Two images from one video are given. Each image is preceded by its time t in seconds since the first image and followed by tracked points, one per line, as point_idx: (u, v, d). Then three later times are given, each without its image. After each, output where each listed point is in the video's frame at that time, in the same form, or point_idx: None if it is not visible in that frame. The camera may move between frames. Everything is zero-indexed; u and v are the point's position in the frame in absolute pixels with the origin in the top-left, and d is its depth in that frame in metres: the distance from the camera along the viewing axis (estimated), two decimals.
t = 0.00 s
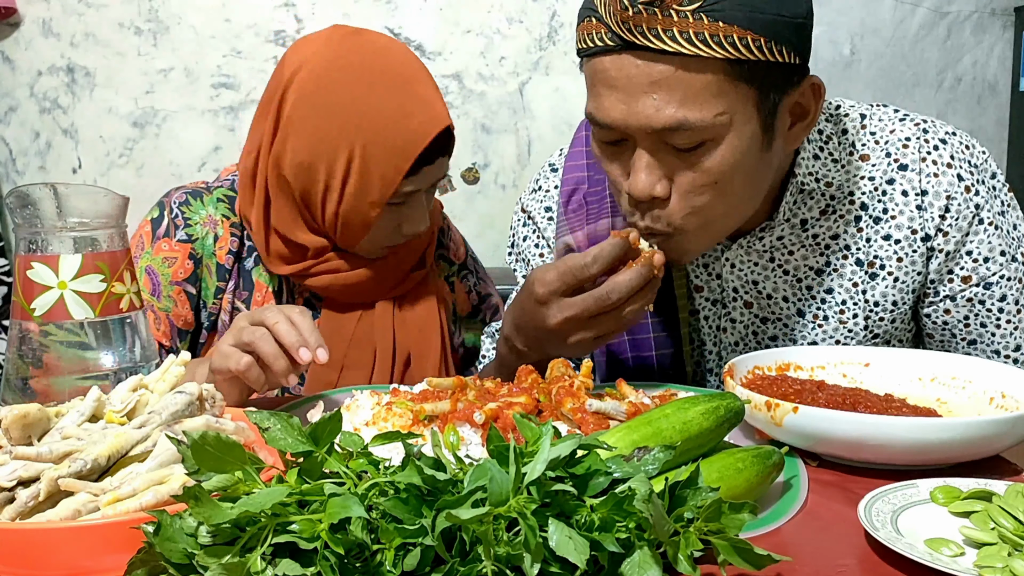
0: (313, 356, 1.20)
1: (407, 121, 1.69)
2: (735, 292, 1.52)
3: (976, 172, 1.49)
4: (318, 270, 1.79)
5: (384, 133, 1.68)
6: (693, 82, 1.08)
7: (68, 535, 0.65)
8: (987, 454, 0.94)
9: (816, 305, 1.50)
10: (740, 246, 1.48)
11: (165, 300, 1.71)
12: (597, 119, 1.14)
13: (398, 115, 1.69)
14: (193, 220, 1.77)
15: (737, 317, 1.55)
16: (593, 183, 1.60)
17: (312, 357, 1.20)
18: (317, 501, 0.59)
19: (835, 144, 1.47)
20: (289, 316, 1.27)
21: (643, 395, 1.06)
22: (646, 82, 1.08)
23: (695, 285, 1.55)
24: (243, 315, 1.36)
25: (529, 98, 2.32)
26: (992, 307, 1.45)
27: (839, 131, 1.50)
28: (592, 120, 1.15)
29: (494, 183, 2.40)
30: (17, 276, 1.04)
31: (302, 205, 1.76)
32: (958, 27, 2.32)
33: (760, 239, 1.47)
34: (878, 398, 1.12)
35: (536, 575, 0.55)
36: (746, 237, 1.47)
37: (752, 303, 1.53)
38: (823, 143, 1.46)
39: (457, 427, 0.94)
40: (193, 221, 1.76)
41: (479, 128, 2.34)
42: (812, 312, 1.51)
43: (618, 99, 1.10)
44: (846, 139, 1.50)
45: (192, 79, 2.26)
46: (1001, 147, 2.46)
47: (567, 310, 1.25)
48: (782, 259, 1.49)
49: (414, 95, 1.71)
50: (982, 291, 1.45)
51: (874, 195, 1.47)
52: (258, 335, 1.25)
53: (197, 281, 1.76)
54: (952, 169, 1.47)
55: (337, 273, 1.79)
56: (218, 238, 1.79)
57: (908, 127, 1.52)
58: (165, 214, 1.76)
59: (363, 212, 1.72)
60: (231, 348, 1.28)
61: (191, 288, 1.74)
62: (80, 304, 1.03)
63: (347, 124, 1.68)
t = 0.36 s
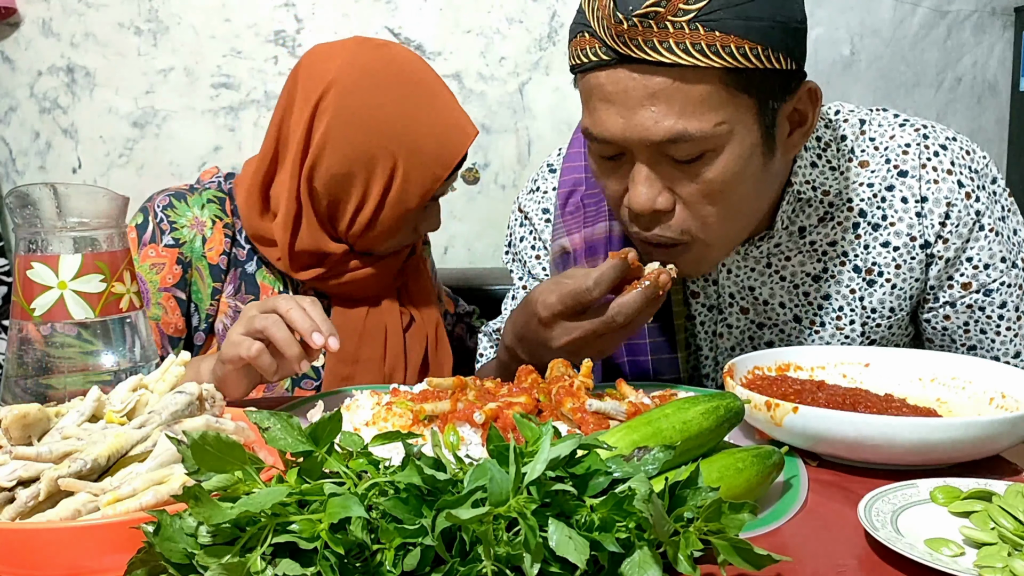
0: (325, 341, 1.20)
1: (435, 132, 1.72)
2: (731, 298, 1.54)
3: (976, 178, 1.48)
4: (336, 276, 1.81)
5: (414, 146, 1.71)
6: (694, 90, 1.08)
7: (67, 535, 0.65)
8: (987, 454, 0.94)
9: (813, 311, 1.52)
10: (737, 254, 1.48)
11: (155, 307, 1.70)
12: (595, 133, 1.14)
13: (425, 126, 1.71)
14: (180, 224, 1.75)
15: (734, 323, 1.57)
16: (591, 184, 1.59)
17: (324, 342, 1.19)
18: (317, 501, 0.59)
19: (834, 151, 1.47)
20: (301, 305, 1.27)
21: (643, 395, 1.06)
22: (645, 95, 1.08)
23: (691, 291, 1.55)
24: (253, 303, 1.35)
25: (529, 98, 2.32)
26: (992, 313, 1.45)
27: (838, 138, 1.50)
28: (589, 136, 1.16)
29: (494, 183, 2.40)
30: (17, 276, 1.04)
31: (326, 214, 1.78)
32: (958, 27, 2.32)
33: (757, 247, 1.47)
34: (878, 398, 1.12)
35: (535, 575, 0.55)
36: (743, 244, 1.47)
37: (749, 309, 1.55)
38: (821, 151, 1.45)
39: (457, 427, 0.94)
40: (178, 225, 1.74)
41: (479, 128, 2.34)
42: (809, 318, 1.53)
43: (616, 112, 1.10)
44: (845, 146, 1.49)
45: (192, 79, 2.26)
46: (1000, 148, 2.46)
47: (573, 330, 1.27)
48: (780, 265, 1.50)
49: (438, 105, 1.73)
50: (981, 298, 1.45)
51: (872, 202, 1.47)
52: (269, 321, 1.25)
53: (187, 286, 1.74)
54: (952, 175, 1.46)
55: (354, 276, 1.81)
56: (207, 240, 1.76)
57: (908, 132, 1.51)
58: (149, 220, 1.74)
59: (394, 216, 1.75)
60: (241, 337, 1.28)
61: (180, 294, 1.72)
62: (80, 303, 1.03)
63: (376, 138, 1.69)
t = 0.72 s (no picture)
0: (313, 341, 1.19)
1: (416, 121, 1.72)
2: (737, 285, 1.54)
3: (982, 174, 1.49)
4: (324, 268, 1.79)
5: (395, 135, 1.70)
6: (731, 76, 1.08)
7: (67, 535, 0.65)
8: (987, 454, 0.94)
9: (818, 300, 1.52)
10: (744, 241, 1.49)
11: (151, 308, 1.69)
12: (627, 121, 1.14)
13: (405, 117, 1.71)
14: (172, 227, 1.75)
15: (739, 310, 1.57)
16: (599, 170, 1.61)
17: (311, 342, 1.19)
18: (317, 501, 0.59)
19: (843, 142, 1.48)
20: (288, 306, 1.26)
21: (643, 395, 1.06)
22: (680, 83, 1.08)
23: (698, 275, 1.58)
24: (243, 303, 1.35)
25: (529, 98, 2.33)
26: (995, 309, 1.45)
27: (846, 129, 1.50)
28: (620, 123, 1.16)
29: (494, 183, 2.40)
30: (16, 275, 1.04)
31: (312, 207, 1.77)
32: (958, 27, 2.32)
33: (764, 234, 1.47)
34: (878, 398, 1.12)
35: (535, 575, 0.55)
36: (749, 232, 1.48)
37: (755, 297, 1.55)
38: (832, 141, 1.46)
39: (457, 427, 0.94)
40: (172, 228, 1.74)
41: (479, 128, 2.34)
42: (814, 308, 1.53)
43: (651, 100, 1.11)
44: (854, 137, 1.50)
45: (192, 79, 2.26)
46: (1000, 148, 2.46)
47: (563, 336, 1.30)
48: (786, 254, 1.50)
49: (418, 95, 1.73)
50: (984, 293, 1.45)
51: (880, 192, 1.48)
52: (257, 323, 1.24)
53: (181, 288, 1.74)
54: (959, 169, 1.47)
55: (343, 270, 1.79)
56: (199, 242, 1.76)
57: (916, 126, 1.52)
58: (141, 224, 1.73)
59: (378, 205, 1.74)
60: (230, 339, 1.28)
61: (175, 296, 1.72)
62: (80, 303, 1.03)
63: (356, 127, 1.68)
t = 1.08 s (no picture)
0: (315, 337, 1.19)
1: (407, 118, 1.72)
2: (759, 250, 1.62)
3: (1001, 163, 1.55)
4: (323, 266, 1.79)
5: (386, 129, 1.70)
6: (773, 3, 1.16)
7: (68, 535, 0.65)
8: (987, 454, 0.94)
9: (836, 270, 1.58)
10: (768, 206, 1.57)
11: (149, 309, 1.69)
12: (672, 43, 1.22)
13: (395, 112, 1.71)
14: (169, 228, 1.75)
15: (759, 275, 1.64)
16: (630, 137, 1.73)
17: (314, 338, 1.19)
18: (317, 501, 0.59)
19: (871, 118, 1.57)
20: (289, 301, 1.26)
21: (643, 395, 1.06)
22: (725, 3, 1.15)
23: (721, 239, 1.67)
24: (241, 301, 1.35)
25: (529, 98, 2.33)
26: (1005, 293, 1.52)
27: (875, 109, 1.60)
28: (665, 46, 1.24)
29: (494, 183, 2.40)
30: (16, 275, 1.04)
31: (303, 205, 1.76)
32: (959, 27, 2.32)
33: (788, 199, 1.56)
34: (878, 398, 1.12)
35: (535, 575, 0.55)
36: (775, 197, 1.56)
37: (775, 263, 1.62)
38: (860, 116, 1.56)
39: (457, 427, 0.94)
40: (169, 229, 1.74)
41: (479, 128, 2.34)
42: (831, 277, 1.59)
43: (697, 20, 1.18)
44: (881, 118, 1.59)
45: (192, 79, 2.26)
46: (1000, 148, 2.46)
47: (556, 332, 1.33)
48: (808, 222, 1.58)
49: (407, 91, 1.73)
50: (996, 276, 1.52)
51: (902, 170, 1.55)
52: (258, 320, 1.24)
53: (179, 289, 1.74)
54: (979, 155, 1.54)
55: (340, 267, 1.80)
56: (196, 243, 1.77)
57: (940, 113, 1.59)
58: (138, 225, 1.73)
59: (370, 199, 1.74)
60: (230, 336, 1.28)
61: (172, 297, 1.72)
62: (80, 303, 1.03)
63: (347, 123, 1.68)
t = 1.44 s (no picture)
0: (313, 335, 1.19)
1: (410, 120, 1.71)
2: (780, 231, 1.68)
3: (1017, 165, 1.61)
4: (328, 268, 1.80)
5: (388, 131, 1.70)
6: None
7: (68, 535, 0.65)
8: (987, 454, 0.94)
9: (853, 254, 1.63)
10: (792, 188, 1.64)
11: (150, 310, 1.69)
12: (721, 20, 1.33)
13: (398, 113, 1.70)
14: (171, 229, 1.75)
15: (779, 255, 1.69)
16: (659, 120, 1.81)
17: (312, 337, 1.19)
18: (317, 501, 0.59)
19: (896, 115, 1.65)
20: (287, 300, 1.26)
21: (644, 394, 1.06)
22: None
23: (745, 218, 1.73)
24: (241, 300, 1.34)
25: (529, 98, 2.33)
26: (1016, 289, 1.56)
27: (898, 107, 1.67)
28: (714, 23, 1.35)
29: (494, 183, 2.40)
30: (17, 275, 1.04)
31: (308, 207, 1.76)
32: (958, 27, 2.32)
33: (811, 183, 1.62)
34: (878, 398, 1.11)
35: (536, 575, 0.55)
36: (800, 179, 1.63)
37: (794, 245, 1.67)
38: (885, 112, 1.64)
39: (457, 427, 0.94)
40: (171, 230, 1.74)
41: (479, 128, 2.34)
42: (848, 261, 1.64)
43: None
44: (905, 116, 1.66)
45: (192, 79, 2.26)
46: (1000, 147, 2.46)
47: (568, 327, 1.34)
48: (829, 207, 1.64)
49: (409, 93, 1.72)
50: (1007, 272, 1.57)
51: (923, 163, 1.61)
52: (257, 318, 1.24)
53: (181, 289, 1.74)
54: (995, 155, 1.60)
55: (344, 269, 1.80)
56: (199, 243, 1.77)
57: (960, 115, 1.65)
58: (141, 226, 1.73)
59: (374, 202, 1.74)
60: (229, 334, 1.28)
61: (175, 297, 1.72)
62: (80, 303, 1.03)
63: (349, 125, 1.68)
